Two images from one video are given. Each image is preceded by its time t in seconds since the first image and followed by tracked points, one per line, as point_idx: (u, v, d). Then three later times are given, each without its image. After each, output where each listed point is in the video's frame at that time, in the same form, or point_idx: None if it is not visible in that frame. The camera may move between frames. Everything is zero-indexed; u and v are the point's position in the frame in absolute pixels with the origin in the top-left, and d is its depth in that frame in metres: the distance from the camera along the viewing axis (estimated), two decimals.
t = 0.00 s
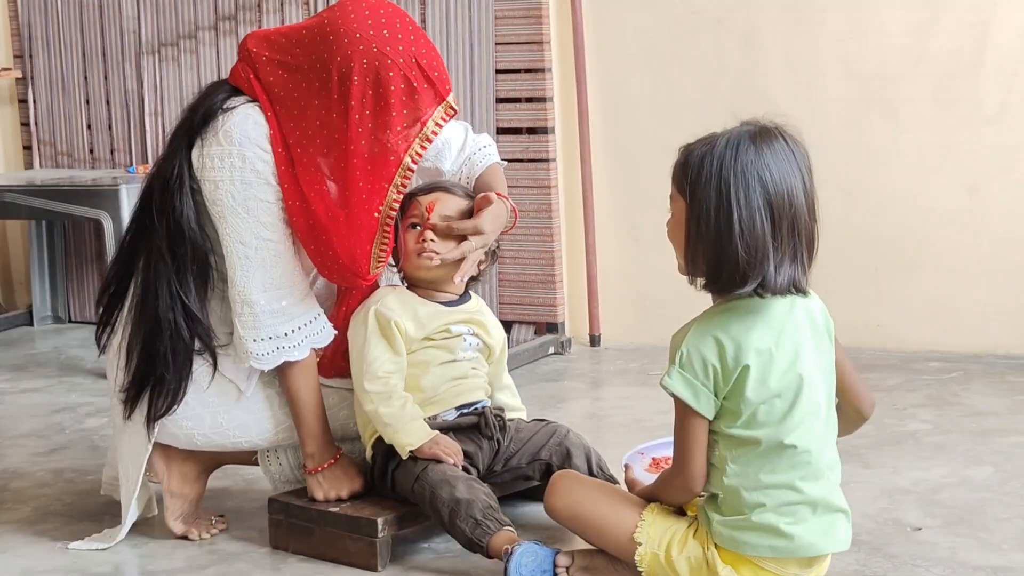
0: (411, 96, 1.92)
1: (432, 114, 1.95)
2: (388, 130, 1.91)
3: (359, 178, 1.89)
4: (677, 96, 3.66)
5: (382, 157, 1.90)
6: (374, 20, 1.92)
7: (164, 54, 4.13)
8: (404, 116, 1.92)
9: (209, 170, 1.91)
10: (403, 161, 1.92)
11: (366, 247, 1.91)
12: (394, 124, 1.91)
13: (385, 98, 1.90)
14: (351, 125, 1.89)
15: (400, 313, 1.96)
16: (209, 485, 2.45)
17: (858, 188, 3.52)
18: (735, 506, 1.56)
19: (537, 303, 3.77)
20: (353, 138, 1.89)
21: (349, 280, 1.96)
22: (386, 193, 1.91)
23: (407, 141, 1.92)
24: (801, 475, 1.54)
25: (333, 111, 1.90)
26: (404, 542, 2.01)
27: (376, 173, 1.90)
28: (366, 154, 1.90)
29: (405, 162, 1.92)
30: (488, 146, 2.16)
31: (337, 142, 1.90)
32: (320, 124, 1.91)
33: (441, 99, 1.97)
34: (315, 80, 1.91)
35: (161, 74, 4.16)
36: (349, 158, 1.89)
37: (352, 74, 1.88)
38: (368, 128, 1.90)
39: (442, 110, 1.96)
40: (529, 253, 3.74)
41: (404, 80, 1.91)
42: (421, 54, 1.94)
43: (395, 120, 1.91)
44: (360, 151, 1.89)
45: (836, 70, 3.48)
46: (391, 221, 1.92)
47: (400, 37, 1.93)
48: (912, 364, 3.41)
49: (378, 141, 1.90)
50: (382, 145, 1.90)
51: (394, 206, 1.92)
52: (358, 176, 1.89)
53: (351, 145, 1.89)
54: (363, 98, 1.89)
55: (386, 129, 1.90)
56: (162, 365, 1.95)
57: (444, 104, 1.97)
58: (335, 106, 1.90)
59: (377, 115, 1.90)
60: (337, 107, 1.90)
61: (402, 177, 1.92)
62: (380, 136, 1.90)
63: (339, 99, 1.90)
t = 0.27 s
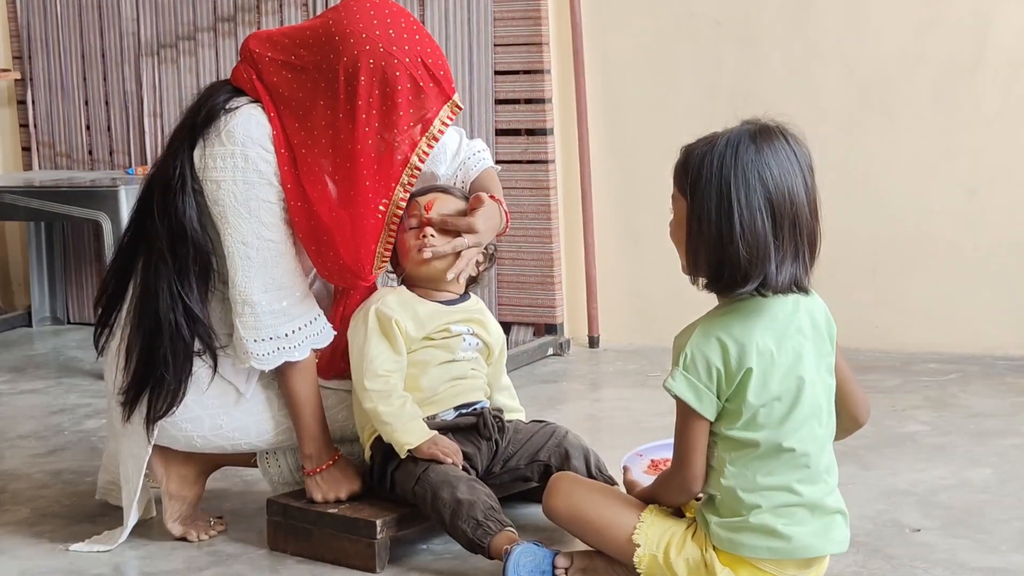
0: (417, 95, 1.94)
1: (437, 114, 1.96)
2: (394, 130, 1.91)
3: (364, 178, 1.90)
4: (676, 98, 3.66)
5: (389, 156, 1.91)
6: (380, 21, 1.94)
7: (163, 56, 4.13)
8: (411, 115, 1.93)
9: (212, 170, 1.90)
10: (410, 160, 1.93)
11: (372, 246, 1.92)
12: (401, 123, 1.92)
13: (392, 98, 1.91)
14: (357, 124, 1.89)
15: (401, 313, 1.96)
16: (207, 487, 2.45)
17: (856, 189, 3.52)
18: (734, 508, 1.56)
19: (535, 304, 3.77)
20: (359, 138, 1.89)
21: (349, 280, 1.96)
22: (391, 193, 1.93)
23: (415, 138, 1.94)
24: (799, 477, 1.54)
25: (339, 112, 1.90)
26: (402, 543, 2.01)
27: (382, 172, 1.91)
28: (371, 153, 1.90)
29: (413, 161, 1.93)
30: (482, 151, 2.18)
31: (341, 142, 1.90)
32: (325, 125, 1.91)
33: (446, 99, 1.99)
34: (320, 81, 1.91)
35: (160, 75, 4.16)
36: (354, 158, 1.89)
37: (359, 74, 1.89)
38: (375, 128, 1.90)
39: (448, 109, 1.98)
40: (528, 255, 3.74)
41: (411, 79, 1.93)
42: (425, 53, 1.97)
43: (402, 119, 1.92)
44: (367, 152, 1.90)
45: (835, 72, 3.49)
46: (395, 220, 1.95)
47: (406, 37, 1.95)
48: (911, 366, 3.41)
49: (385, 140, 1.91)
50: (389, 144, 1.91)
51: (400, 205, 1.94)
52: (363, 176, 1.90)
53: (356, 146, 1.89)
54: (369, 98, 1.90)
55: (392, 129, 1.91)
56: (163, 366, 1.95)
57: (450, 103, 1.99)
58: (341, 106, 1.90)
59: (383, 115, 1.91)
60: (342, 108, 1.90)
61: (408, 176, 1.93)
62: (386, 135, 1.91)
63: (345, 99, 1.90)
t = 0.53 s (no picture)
0: (420, 92, 1.94)
1: (440, 110, 1.97)
2: (397, 127, 1.91)
3: (368, 177, 1.90)
4: (676, 99, 3.67)
5: (391, 154, 1.91)
6: (382, 19, 1.94)
7: (163, 56, 4.14)
8: (414, 113, 1.93)
9: (212, 171, 1.90)
10: (414, 157, 1.93)
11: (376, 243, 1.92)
12: (405, 120, 1.92)
13: (395, 96, 1.91)
14: (358, 123, 1.90)
15: (403, 313, 1.96)
16: (207, 488, 2.45)
17: (856, 191, 3.52)
18: (732, 510, 1.56)
19: (535, 305, 3.77)
20: (363, 136, 1.90)
21: (349, 280, 1.97)
22: (394, 192, 1.92)
23: (418, 135, 1.94)
24: (797, 477, 1.54)
25: (343, 110, 1.90)
26: (402, 545, 2.01)
27: (386, 171, 1.91)
28: (375, 151, 1.90)
29: (416, 158, 1.93)
30: (479, 153, 2.19)
31: (343, 141, 1.91)
32: (326, 124, 1.91)
33: (448, 96, 1.99)
34: (322, 80, 1.92)
35: (159, 76, 4.16)
36: (358, 156, 1.89)
37: (361, 72, 1.89)
38: (379, 125, 1.91)
39: (450, 106, 1.99)
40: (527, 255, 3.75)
41: (413, 75, 1.93)
42: (427, 50, 1.97)
43: (405, 118, 1.92)
44: (371, 151, 1.90)
45: (834, 73, 3.49)
46: (397, 221, 1.94)
47: (408, 35, 1.95)
48: (910, 367, 3.41)
49: (387, 139, 1.91)
50: (392, 142, 1.92)
51: (403, 204, 1.93)
52: (367, 175, 1.90)
53: (360, 145, 1.89)
54: (370, 97, 1.90)
55: (395, 127, 1.91)
56: (163, 367, 1.95)
57: (453, 100, 1.99)
58: (345, 105, 1.90)
59: (386, 112, 1.91)
60: (345, 106, 1.90)
61: (411, 173, 1.93)
62: (388, 133, 1.91)
63: (348, 97, 1.90)
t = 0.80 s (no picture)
0: (415, 85, 1.92)
1: (435, 102, 1.95)
2: (393, 121, 1.91)
3: (363, 173, 1.90)
4: (676, 99, 3.67)
5: (386, 150, 1.91)
6: (376, 11, 1.92)
7: (163, 56, 4.14)
8: (409, 108, 1.92)
9: (212, 171, 1.90)
10: (407, 150, 1.92)
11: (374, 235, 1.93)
12: (398, 113, 1.91)
13: (388, 88, 1.90)
14: (354, 120, 1.90)
15: (404, 314, 1.96)
16: (207, 487, 2.46)
17: (856, 191, 3.52)
18: (730, 510, 1.56)
19: (535, 305, 3.77)
20: (360, 133, 1.90)
21: (348, 279, 1.98)
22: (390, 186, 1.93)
23: (412, 129, 1.93)
24: (794, 477, 1.54)
25: (339, 106, 1.90)
26: (401, 545, 2.01)
27: (381, 167, 1.91)
28: (370, 147, 1.91)
29: (410, 150, 1.93)
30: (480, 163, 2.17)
31: (341, 136, 1.91)
32: (323, 122, 1.91)
33: (443, 88, 1.97)
34: (317, 77, 1.91)
35: (160, 76, 4.16)
36: (353, 154, 1.90)
37: (356, 68, 1.88)
38: (373, 117, 1.90)
39: (444, 97, 1.97)
40: (527, 255, 3.75)
41: (408, 69, 1.91)
42: (423, 43, 1.95)
43: (399, 113, 1.91)
44: (366, 146, 1.90)
45: (835, 73, 3.49)
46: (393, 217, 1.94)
47: (402, 27, 1.93)
48: (910, 367, 3.41)
49: (383, 134, 1.91)
50: (387, 139, 1.91)
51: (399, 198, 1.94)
52: (363, 171, 1.90)
53: (355, 141, 1.90)
54: (365, 92, 1.89)
55: (390, 124, 1.91)
56: (161, 368, 1.95)
57: (447, 91, 1.97)
58: (340, 101, 1.90)
59: (381, 104, 1.91)
60: (341, 103, 1.90)
61: (405, 167, 1.93)
62: (384, 128, 1.91)
63: (343, 91, 1.90)
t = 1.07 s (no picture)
0: (409, 80, 1.89)
1: (430, 98, 1.91)
2: (387, 116, 1.88)
3: (359, 170, 1.89)
4: (678, 95, 3.66)
5: (382, 146, 1.89)
6: (374, 6, 1.91)
7: (166, 51, 4.13)
8: (404, 103, 1.89)
9: (214, 167, 1.91)
10: (402, 144, 1.90)
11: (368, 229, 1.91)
12: (393, 108, 1.88)
13: (383, 82, 1.88)
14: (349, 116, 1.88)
15: (400, 312, 1.95)
16: (208, 483, 2.46)
17: (858, 187, 3.52)
18: (729, 507, 1.56)
19: (537, 301, 3.77)
20: (356, 130, 1.88)
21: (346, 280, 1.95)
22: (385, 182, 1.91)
23: (407, 125, 1.90)
24: (793, 474, 1.54)
25: (335, 100, 1.89)
26: (401, 540, 2.01)
27: (377, 163, 1.90)
28: (366, 143, 1.89)
29: (404, 145, 1.90)
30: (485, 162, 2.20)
31: (338, 131, 1.90)
32: (322, 117, 1.90)
33: (439, 83, 1.93)
34: (315, 71, 1.91)
35: (162, 71, 4.16)
36: (350, 150, 1.89)
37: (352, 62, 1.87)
38: (368, 112, 1.89)
39: (440, 93, 1.93)
40: (528, 251, 3.75)
41: (403, 63, 1.89)
42: (420, 38, 1.93)
43: (395, 108, 1.89)
44: (362, 142, 1.89)
45: (838, 70, 3.48)
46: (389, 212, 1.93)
47: (399, 22, 1.91)
48: (912, 364, 3.40)
49: (379, 129, 1.89)
50: (384, 135, 1.89)
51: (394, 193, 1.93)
52: (359, 168, 1.89)
53: (351, 136, 1.88)
54: (361, 87, 1.88)
55: (385, 119, 1.88)
56: (162, 364, 1.95)
57: (443, 87, 1.94)
58: (336, 95, 1.89)
59: (376, 99, 1.89)
60: (337, 98, 1.89)
61: (400, 163, 1.91)
62: (378, 123, 1.89)
63: (339, 86, 1.89)
